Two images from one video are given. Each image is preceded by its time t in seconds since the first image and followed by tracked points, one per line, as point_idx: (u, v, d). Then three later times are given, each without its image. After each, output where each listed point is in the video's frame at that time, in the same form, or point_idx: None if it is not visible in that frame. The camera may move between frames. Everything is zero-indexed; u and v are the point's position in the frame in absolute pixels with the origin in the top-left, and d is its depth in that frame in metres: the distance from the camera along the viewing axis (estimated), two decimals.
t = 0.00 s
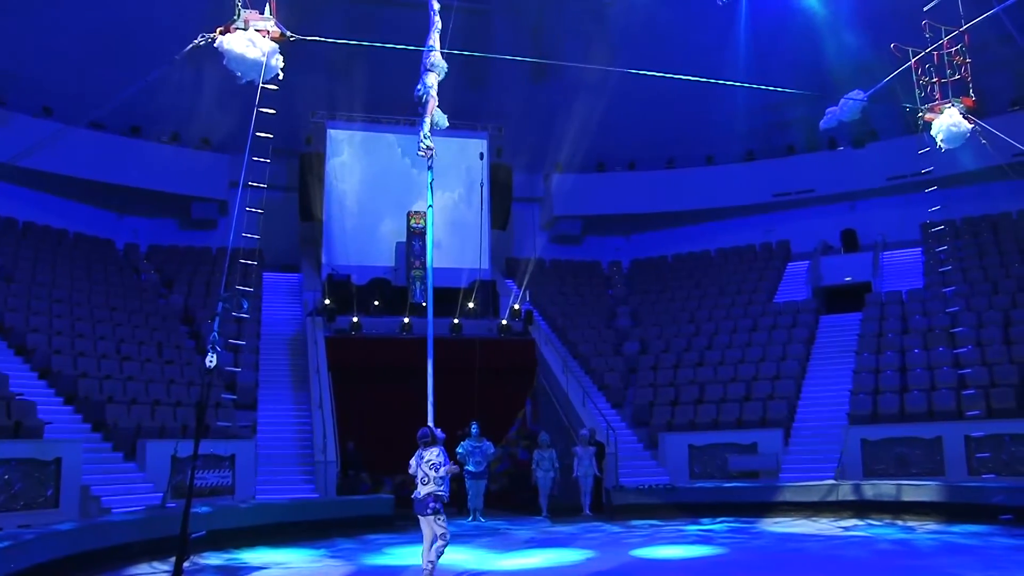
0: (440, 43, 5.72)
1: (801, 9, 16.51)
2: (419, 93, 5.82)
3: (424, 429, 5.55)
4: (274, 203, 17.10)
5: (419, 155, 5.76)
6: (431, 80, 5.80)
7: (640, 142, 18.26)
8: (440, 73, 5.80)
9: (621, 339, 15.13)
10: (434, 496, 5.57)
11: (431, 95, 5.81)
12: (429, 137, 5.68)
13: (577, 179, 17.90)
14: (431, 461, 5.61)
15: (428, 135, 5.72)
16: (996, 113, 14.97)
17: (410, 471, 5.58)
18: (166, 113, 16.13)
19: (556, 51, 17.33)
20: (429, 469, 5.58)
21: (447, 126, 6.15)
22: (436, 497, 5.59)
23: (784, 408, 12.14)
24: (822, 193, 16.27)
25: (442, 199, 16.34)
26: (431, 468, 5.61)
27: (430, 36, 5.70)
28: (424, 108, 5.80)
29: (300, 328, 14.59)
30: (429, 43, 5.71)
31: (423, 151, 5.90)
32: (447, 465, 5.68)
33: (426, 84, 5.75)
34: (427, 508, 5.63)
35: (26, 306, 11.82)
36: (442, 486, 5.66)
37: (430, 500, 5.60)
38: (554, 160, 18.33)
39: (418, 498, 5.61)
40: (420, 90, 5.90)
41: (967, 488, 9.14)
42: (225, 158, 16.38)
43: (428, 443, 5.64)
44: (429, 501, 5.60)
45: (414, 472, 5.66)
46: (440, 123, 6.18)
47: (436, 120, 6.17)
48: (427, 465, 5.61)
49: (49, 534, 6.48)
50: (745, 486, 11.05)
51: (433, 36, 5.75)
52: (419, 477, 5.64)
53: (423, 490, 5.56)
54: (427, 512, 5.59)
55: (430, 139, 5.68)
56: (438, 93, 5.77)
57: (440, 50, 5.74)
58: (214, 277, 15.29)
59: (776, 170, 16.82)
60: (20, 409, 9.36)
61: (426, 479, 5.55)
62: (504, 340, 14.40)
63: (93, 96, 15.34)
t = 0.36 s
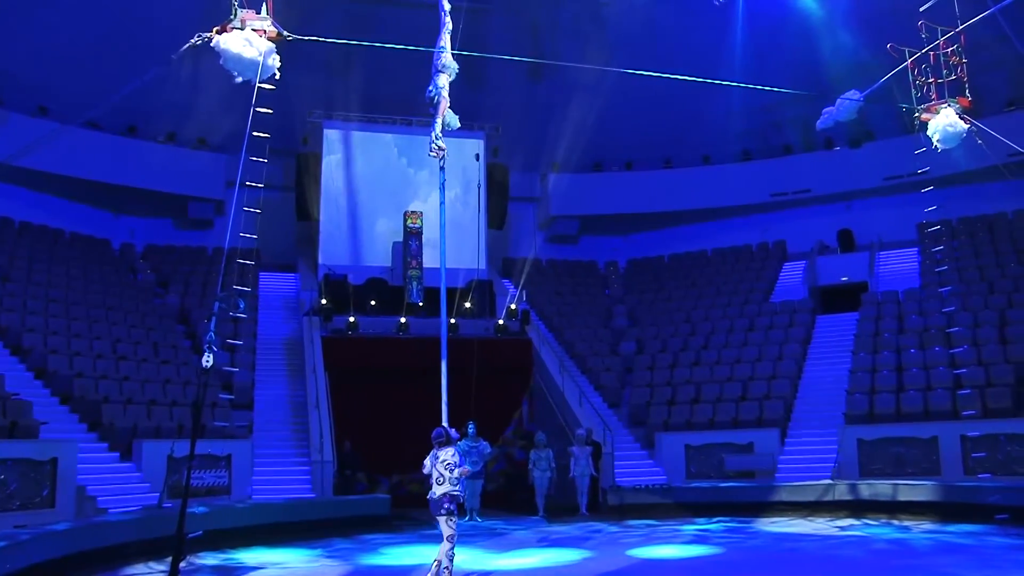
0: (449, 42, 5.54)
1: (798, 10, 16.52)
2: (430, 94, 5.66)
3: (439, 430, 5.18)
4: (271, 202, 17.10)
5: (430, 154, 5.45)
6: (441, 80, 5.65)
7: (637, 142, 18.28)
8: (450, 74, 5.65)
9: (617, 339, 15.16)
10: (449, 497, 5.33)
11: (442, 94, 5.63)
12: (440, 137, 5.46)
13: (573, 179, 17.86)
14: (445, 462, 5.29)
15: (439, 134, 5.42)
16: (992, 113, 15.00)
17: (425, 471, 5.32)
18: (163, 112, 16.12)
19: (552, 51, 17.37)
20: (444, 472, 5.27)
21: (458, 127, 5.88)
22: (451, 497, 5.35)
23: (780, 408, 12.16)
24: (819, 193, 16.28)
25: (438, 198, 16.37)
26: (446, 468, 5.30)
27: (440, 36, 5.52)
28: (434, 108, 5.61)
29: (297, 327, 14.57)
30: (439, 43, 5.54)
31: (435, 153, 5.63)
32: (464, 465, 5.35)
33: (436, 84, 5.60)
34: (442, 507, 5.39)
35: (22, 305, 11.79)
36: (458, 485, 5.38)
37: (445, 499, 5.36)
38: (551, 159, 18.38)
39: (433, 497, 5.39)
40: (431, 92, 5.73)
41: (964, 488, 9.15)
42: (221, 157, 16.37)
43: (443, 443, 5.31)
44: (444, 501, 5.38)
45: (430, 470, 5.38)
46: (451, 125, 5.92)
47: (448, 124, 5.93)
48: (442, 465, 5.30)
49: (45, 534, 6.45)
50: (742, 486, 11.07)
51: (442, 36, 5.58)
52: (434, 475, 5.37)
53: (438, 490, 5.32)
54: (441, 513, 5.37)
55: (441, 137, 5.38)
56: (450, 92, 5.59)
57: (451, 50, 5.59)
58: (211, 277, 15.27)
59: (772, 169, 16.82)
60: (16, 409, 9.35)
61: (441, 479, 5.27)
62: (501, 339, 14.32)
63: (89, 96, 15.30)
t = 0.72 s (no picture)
0: (457, 42, 5.60)
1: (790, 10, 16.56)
2: (437, 93, 5.71)
3: (447, 428, 5.41)
4: (263, 200, 17.05)
5: (437, 153, 5.48)
6: (449, 79, 5.68)
7: (629, 142, 18.30)
8: (458, 73, 5.68)
9: (609, 338, 15.19)
10: (457, 495, 5.46)
11: (449, 94, 5.67)
12: (447, 138, 5.47)
13: (566, 178, 18.01)
14: (454, 460, 5.48)
15: (447, 134, 5.46)
16: (982, 114, 15.06)
17: (434, 468, 5.48)
18: (155, 110, 16.08)
19: (545, 51, 17.36)
20: (453, 467, 5.45)
21: (464, 126, 5.93)
22: (459, 496, 5.48)
23: (771, 407, 12.20)
24: (811, 193, 16.32)
25: (430, 195, 16.34)
26: (455, 467, 5.48)
27: (447, 36, 5.57)
28: (442, 108, 5.66)
29: (288, 327, 14.53)
30: (447, 43, 5.58)
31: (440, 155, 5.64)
32: (472, 464, 5.53)
33: (444, 84, 5.64)
34: (450, 506, 5.50)
35: (13, 304, 11.75)
36: (465, 484, 5.53)
37: (453, 498, 5.48)
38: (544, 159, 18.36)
39: (442, 496, 5.51)
40: (438, 91, 5.76)
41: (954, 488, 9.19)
42: (213, 156, 16.32)
43: (451, 442, 5.49)
44: (453, 499, 5.48)
45: (438, 470, 5.55)
46: (458, 124, 5.96)
47: (455, 122, 5.97)
48: (451, 464, 5.48)
49: (33, 534, 6.42)
50: (733, 485, 11.07)
51: (451, 36, 5.63)
52: (442, 474, 5.53)
53: (446, 488, 5.46)
54: (450, 511, 5.47)
55: (449, 137, 5.42)
56: (457, 93, 5.63)
57: (458, 50, 5.62)
58: (202, 276, 15.22)
59: (764, 169, 16.84)
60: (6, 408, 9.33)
61: (450, 476, 5.43)
62: (492, 339, 14.41)
63: (81, 94, 15.24)
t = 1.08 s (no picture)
0: (460, 43, 5.55)
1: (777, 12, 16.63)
2: (440, 94, 5.59)
3: (451, 427, 5.14)
4: (250, 199, 17.01)
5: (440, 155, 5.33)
6: (451, 80, 5.59)
7: (617, 142, 18.32)
8: (460, 74, 5.61)
9: (595, 338, 15.21)
10: (460, 495, 5.21)
11: (453, 94, 5.56)
12: (452, 137, 5.30)
13: (552, 178, 17.94)
14: (457, 459, 5.23)
15: (450, 134, 5.33)
16: (967, 117, 15.18)
17: (435, 469, 5.20)
18: (141, 107, 15.99)
19: (533, 51, 17.33)
20: (456, 468, 5.20)
21: (468, 127, 5.78)
22: (462, 495, 5.23)
23: (757, 408, 12.25)
24: (797, 194, 16.37)
25: (417, 193, 16.31)
26: (457, 467, 5.23)
27: (451, 36, 5.47)
28: (445, 107, 5.52)
29: (274, 326, 14.47)
30: (450, 44, 5.54)
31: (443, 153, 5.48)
32: (474, 463, 5.29)
33: (448, 84, 5.54)
34: (453, 506, 5.25)
35: None
36: (468, 484, 5.28)
37: (455, 498, 5.22)
38: (531, 159, 18.40)
39: (443, 496, 5.25)
40: (440, 91, 5.65)
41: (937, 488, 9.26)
42: (199, 153, 16.23)
43: (453, 441, 5.23)
44: (456, 499, 5.23)
45: (439, 470, 5.27)
46: (462, 126, 5.83)
47: (459, 124, 5.83)
48: (453, 464, 5.23)
49: (13, 534, 6.36)
50: (719, 485, 11.09)
51: (453, 37, 5.56)
52: (444, 474, 5.26)
53: (448, 488, 5.20)
54: (454, 511, 5.22)
55: (452, 137, 5.29)
56: (461, 92, 5.52)
57: (461, 51, 5.56)
58: (188, 274, 15.14)
59: (751, 170, 16.88)
60: None
61: (453, 477, 5.18)
62: (479, 339, 14.44)
63: (65, 89, 15.13)
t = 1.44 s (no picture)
0: (462, 45, 5.72)
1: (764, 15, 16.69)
2: (441, 94, 5.80)
3: (452, 429, 5.56)
4: (235, 199, 16.94)
5: (441, 155, 5.59)
6: (453, 81, 5.79)
7: (603, 143, 18.32)
8: (461, 76, 5.84)
9: (581, 339, 15.22)
10: (461, 494, 5.62)
11: (454, 96, 5.78)
12: (451, 139, 5.55)
13: (538, 179, 17.83)
14: (458, 460, 5.62)
15: (451, 135, 5.58)
16: (951, 119, 15.23)
17: (438, 470, 5.60)
18: (126, 105, 15.89)
19: (519, 51, 17.32)
20: (458, 468, 5.59)
21: (469, 128, 5.96)
22: (465, 495, 5.64)
23: (742, 408, 12.28)
24: (782, 196, 16.44)
25: (402, 192, 16.21)
26: (458, 467, 5.62)
27: (453, 40, 5.65)
28: (446, 109, 5.75)
29: (259, 326, 14.41)
30: (453, 46, 5.68)
31: (443, 154, 5.75)
32: (476, 463, 5.68)
33: (449, 86, 5.75)
34: (455, 505, 5.70)
35: None
36: (469, 483, 5.69)
37: (457, 497, 5.64)
38: (517, 159, 18.36)
39: (446, 495, 5.67)
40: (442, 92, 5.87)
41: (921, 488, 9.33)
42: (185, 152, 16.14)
43: (454, 441, 5.65)
44: (457, 499, 5.65)
45: (442, 470, 5.66)
46: (463, 127, 6.01)
47: (460, 126, 6.01)
48: (454, 463, 5.62)
49: None
50: (705, 486, 11.12)
51: (455, 39, 5.71)
52: (446, 474, 5.65)
53: (451, 488, 5.59)
54: (455, 509, 5.68)
55: (452, 139, 5.55)
56: (462, 94, 5.75)
57: (462, 53, 5.76)
58: (173, 273, 15.05)
59: (737, 172, 16.93)
60: None
61: (454, 477, 5.58)
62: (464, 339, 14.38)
63: (49, 87, 15.01)
